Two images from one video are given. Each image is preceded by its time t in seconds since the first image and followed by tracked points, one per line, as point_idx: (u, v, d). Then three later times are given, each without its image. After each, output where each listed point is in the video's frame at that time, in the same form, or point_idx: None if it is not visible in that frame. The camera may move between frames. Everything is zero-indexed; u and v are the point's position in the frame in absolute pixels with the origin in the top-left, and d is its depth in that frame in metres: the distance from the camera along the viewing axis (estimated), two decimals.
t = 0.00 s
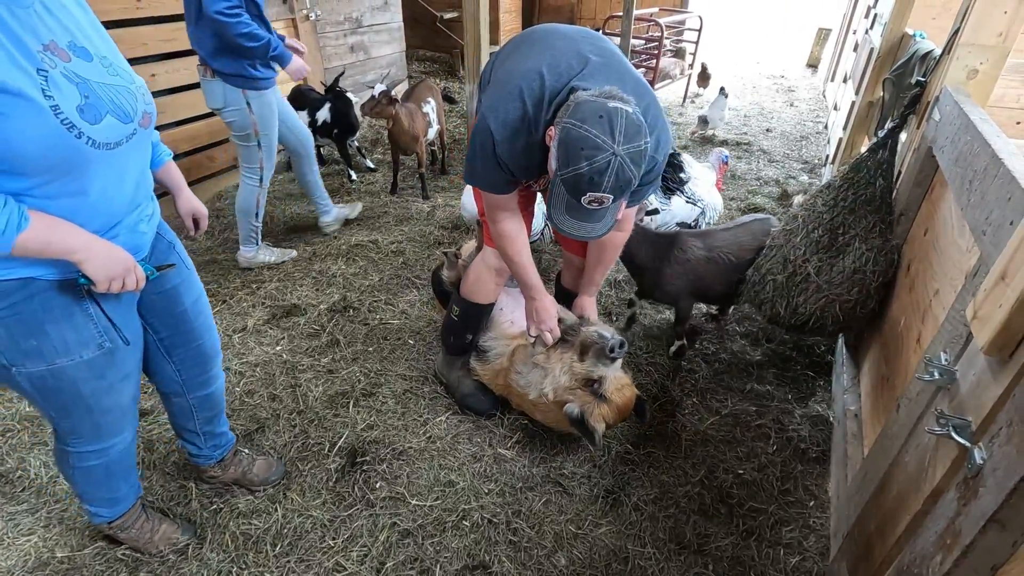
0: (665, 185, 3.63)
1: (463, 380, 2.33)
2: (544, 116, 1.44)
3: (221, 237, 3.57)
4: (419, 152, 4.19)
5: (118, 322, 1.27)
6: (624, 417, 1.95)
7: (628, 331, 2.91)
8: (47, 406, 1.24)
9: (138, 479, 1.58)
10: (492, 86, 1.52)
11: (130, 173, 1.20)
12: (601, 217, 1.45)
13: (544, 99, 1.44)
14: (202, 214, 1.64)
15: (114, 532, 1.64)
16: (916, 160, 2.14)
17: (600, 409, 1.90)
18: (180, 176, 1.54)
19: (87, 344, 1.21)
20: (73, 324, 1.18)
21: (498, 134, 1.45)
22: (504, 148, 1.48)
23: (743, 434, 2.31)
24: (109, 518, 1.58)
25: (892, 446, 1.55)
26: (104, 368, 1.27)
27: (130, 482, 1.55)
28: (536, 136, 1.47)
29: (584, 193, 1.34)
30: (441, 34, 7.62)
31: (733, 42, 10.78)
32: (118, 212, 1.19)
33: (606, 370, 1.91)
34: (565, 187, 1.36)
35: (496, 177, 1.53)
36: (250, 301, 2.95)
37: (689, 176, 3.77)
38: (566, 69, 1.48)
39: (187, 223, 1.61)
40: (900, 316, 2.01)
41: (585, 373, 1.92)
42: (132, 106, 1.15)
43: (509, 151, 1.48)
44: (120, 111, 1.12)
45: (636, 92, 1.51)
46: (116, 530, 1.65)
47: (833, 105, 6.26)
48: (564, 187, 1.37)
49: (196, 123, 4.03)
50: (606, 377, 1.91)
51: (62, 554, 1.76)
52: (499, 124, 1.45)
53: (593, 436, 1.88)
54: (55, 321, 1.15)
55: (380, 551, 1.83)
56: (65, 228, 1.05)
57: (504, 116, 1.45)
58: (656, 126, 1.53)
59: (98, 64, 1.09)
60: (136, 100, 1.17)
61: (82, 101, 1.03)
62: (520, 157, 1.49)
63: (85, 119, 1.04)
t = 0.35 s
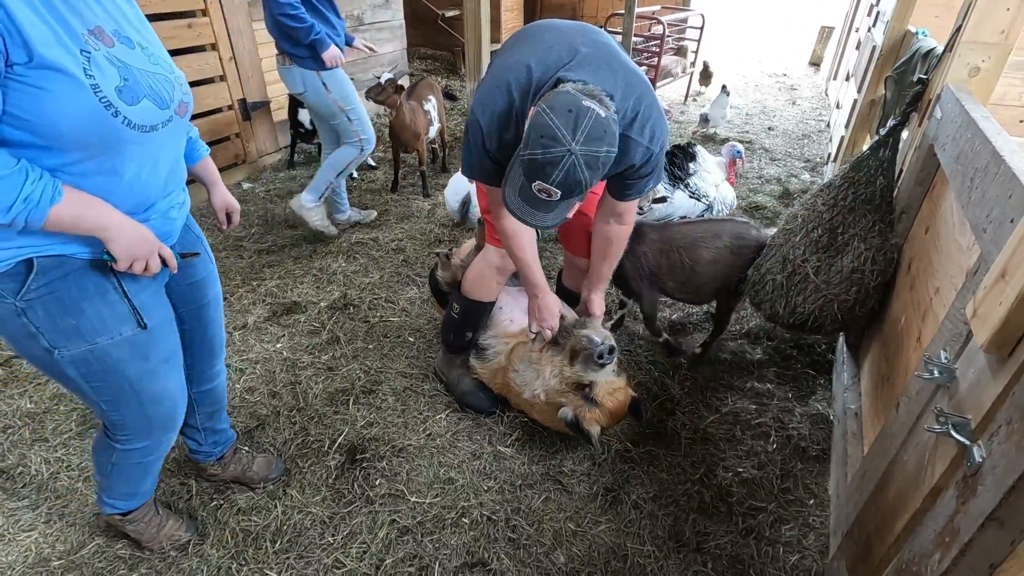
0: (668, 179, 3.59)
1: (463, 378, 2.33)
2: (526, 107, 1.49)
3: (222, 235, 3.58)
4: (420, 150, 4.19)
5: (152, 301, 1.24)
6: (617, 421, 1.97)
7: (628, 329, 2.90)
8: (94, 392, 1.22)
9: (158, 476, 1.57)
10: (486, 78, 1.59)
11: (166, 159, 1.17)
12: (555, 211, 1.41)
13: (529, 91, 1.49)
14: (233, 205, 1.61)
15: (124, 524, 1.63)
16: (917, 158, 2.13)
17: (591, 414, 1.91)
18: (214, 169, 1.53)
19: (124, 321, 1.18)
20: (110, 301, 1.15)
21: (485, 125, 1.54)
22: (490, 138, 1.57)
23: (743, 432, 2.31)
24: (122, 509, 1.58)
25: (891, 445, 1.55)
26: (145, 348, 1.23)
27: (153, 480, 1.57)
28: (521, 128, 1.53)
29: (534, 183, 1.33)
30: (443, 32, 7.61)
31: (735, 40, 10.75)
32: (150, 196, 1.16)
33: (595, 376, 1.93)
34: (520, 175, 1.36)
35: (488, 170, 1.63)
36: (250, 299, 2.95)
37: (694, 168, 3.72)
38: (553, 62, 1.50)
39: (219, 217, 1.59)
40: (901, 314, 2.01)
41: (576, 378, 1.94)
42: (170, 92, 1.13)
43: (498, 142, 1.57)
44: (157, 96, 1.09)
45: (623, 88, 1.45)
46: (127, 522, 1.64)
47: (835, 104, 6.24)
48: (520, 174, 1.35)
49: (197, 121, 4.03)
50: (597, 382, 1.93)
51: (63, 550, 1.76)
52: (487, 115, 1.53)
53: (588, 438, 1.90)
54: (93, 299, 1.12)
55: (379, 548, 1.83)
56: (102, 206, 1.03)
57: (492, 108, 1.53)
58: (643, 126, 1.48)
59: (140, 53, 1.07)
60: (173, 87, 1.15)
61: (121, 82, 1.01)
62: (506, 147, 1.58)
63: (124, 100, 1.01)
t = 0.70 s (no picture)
0: (671, 176, 3.57)
1: (464, 375, 2.32)
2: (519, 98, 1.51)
3: (223, 232, 3.58)
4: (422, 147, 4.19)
5: (172, 295, 1.21)
6: (609, 422, 1.97)
7: (629, 327, 2.89)
8: (120, 395, 1.15)
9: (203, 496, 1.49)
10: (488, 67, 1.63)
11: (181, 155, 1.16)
12: (531, 202, 1.42)
13: (521, 83, 1.51)
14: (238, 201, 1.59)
15: (179, 565, 1.51)
16: (921, 155, 2.12)
17: (582, 415, 1.92)
18: (220, 164, 1.51)
19: (151, 313, 1.13)
20: (134, 295, 1.10)
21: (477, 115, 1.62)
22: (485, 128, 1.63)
23: (744, 430, 2.30)
24: (173, 547, 1.48)
25: (893, 443, 1.54)
26: (169, 341, 1.17)
27: (197, 500, 1.47)
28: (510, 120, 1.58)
29: (512, 172, 1.34)
30: (445, 29, 7.60)
31: (738, 37, 10.70)
32: (167, 193, 1.14)
33: (585, 379, 1.91)
34: (500, 164, 1.37)
35: (483, 156, 1.77)
36: (251, 296, 2.95)
37: (700, 165, 3.72)
38: (549, 54, 1.50)
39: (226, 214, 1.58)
40: (903, 312, 2.00)
41: (565, 378, 1.94)
42: (179, 86, 1.11)
43: (489, 131, 1.65)
44: (169, 90, 1.07)
45: (619, 83, 1.43)
46: (184, 562, 1.51)
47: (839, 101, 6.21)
48: (499, 162, 1.37)
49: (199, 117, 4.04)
50: (587, 384, 1.91)
51: (63, 546, 1.76)
52: (480, 106, 1.61)
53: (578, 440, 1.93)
54: (116, 293, 1.07)
55: (379, 544, 1.83)
56: (115, 204, 1.00)
57: (486, 99, 1.59)
58: (638, 123, 1.45)
59: (148, 46, 1.05)
60: (183, 81, 1.13)
61: (135, 76, 0.99)
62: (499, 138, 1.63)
63: (139, 93, 0.99)
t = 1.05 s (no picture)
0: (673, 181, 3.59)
1: (458, 373, 2.30)
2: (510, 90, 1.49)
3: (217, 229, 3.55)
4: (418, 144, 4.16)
5: (168, 320, 1.15)
6: (598, 425, 1.93)
7: (626, 325, 2.87)
8: (104, 426, 1.09)
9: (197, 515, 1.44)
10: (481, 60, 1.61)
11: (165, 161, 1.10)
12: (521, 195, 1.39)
13: (511, 76, 1.49)
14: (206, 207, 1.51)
15: None
16: (919, 150, 2.10)
17: (570, 417, 1.89)
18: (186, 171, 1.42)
19: (143, 344, 1.08)
20: (128, 325, 1.05)
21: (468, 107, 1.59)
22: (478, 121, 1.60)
23: (741, 428, 2.28)
24: (168, 566, 1.41)
25: (890, 441, 1.52)
26: (160, 371, 1.12)
27: (189, 517, 1.40)
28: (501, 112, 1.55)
29: (498, 164, 1.32)
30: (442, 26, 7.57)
31: (737, 33, 10.66)
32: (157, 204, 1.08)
33: (575, 381, 1.88)
34: (488, 156, 1.35)
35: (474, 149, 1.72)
36: (245, 294, 2.93)
37: (712, 167, 3.59)
38: (541, 46, 1.48)
39: (195, 220, 1.50)
40: (901, 309, 1.97)
41: (554, 379, 1.92)
42: (151, 84, 1.04)
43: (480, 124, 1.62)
44: (141, 88, 1.01)
45: (610, 76, 1.41)
46: None
47: (837, 98, 6.19)
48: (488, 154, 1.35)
49: (192, 114, 4.01)
50: (576, 386, 1.89)
51: (51, 547, 1.74)
52: (470, 97, 1.58)
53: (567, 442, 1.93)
54: (112, 323, 1.02)
55: (371, 545, 1.81)
56: (104, 224, 0.94)
57: (476, 91, 1.56)
58: (631, 119, 1.43)
59: (110, 43, 0.99)
60: (154, 77, 1.07)
61: (101, 77, 0.92)
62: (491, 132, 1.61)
63: (109, 97, 0.93)
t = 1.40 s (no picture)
0: (681, 181, 3.52)
1: (445, 378, 2.25)
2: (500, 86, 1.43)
3: (204, 232, 3.51)
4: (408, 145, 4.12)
5: (123, 354, 1.08)
6: (586, 434, 1.90)
7: (617, 327, 2.83)
8: (50, 465, 1.02)
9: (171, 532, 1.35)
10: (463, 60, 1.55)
11: (109, 186, 1.00)
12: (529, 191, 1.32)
13: (500, 71, 1.43)
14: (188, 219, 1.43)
15: None
16: (912, 149, 2.07)
17: (557, 425, 1.85)
18: (160, 179, 1.34)
19: (95, 382, 1.02)
20: (78, 364, 0.98)
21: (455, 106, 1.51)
22: (463, 121, 1.53)
23: (733, 432, 2.24)
24: None
25: (884, 445, 1.49)
26: (116, 409, 1.07)
27: (155, 539, 1.30)
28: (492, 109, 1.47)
29: (504, 157, 1.24)
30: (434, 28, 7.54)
31: (730, 34, 10.67)
32: (103, 230, 0.99)
33: (562, 389, 1.84)
34: (490, 150, 1.28)
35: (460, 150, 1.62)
36: (230, 297, 2.88)
37: (720, 165, 3.57)
38: (530, 42, 1.45)
39: (172, 232, 1.41)
40: (893, 310, 1.94)
41: (540, 386, 1.87)
42: (89, 97, 0.95)
43: (467, 124, 1.53)
44: (73, 103, 0.91)
45: (603, 71, 1.41)
46: None
47: (830, 98, 6.17)
48: (490, 147, 1.28)
49: (179, 115, 3.96)
50: (563, 394, 1.85)
51: (23, 559, 1.69)
52: (456, 95, 1.50)
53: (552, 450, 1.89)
54: (53, 362, 0.95)
55: (354, 555, 1.76)
56: (31, 266, 0.84)
57: (463, 88, 1.49)
58: (622, 115, 1.40)
59: (36, 47, 0.88)
60: (91, 89, 0.96)
61: (18, 96, 0.82)
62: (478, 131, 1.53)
63: (28, 119, 0.83)
